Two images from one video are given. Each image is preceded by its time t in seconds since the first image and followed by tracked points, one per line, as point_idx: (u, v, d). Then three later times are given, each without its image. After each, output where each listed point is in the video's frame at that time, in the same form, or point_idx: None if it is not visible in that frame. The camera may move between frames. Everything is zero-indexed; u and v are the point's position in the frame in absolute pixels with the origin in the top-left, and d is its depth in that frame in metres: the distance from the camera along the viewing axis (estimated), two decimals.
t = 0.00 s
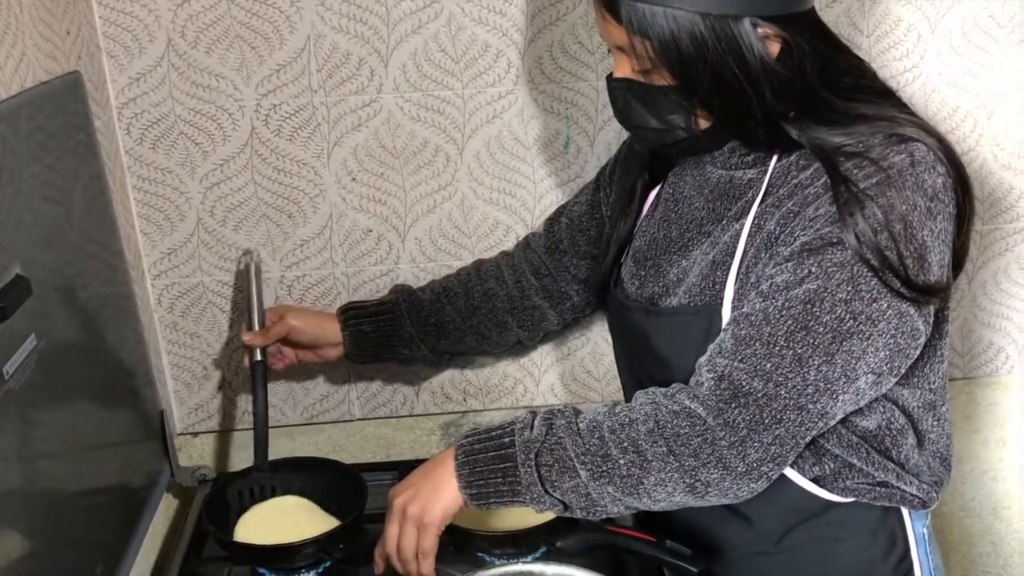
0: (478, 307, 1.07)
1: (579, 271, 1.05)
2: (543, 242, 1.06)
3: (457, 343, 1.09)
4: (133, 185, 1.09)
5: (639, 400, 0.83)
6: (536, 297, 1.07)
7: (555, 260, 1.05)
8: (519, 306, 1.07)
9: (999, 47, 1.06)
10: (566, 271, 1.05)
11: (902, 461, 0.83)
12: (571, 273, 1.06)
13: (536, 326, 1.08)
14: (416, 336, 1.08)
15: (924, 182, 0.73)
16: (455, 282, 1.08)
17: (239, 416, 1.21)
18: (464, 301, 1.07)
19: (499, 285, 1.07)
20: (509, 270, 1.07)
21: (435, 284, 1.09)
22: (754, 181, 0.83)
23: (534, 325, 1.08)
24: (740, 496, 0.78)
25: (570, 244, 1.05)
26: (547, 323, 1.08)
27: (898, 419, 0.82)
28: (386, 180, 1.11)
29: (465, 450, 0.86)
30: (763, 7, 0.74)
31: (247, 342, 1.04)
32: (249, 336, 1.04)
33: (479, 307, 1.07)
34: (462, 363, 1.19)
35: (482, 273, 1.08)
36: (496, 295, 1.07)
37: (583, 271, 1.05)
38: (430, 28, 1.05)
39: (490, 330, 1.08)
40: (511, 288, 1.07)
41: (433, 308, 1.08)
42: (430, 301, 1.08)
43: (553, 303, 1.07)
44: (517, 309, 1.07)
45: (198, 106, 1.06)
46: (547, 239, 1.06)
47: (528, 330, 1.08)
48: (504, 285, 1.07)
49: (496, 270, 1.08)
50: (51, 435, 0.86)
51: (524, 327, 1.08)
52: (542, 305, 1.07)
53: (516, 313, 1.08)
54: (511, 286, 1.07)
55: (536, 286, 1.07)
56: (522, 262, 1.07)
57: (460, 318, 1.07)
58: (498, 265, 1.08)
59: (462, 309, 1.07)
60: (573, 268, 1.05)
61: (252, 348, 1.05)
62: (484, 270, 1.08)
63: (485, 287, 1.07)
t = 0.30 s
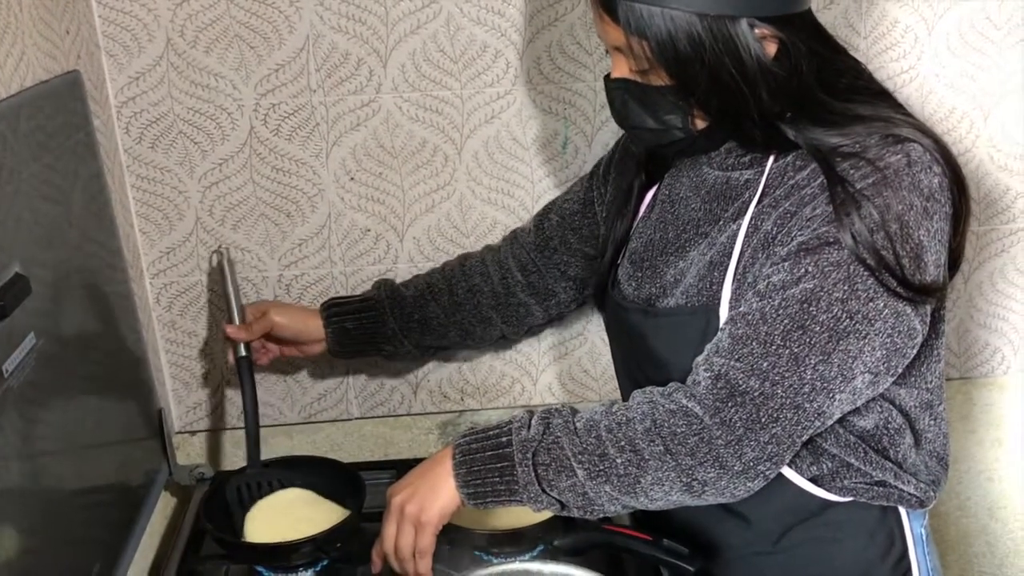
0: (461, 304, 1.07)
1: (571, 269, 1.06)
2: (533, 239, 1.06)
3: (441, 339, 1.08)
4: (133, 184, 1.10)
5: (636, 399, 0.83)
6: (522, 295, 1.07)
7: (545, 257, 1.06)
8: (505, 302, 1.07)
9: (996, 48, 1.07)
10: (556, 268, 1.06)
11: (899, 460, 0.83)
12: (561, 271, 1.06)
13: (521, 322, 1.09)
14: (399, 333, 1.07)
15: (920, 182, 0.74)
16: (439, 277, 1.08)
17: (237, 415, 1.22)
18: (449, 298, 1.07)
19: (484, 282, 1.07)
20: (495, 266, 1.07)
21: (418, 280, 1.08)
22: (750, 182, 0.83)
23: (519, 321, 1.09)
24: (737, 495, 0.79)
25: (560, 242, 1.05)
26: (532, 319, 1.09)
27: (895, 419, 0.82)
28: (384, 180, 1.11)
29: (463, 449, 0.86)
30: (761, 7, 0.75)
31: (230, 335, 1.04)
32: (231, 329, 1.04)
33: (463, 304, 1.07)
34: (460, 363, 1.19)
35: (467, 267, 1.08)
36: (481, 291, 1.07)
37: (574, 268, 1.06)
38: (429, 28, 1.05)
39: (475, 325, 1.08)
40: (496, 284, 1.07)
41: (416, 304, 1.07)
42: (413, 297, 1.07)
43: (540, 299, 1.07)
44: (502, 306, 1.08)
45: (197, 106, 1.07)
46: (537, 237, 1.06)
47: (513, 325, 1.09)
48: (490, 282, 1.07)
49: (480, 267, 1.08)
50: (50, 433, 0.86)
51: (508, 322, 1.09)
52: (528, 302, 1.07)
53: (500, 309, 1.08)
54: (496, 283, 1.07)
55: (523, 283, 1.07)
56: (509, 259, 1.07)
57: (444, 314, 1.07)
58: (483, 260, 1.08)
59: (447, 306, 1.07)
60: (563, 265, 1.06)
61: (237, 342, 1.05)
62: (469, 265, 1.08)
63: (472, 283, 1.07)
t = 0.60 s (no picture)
0: (456, 307, 1.07)
1: (567, 271, 1.06)
2: (529, 242, 1.06)
3: (437, 342, 1.09)
4: (133, 183, 1.10)
5: (635, 400, 0.83)
6: (517, 297, 1.07)
7: (542, 260, 1.06)
8: (500, 305, 1.07)
9: (995, 50, 1.07)
10: (552, 271, 1.06)
11: (897, 462, 0.83)
12: (557, 273, 1.06)
13: (517, 324, 1.09)
14: (394, 337, 1.08)
15: (918, 184, 0.74)
16: (434, 280, 1.08)
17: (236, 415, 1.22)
18: (445, 300, 1.07)
19: (480, 285, 1.07)
20: (491, 269, 1.07)
21: (414, 284, 1.08)
22: (749, 184, 0.83)
23: (514, 323, 1.09)
24: (736, 496, 0.79)
25: (557, 245, 1.05)
26: (528, 321, 1.09)
27: (894, 420, 0.82)
28: (385, 180, 1.11)
29: (463, 450, 0.86)
30: (760, 9, 0.75)
31: (228, 341, 1.05)
32: (229, 334, 1.05)
33: (458, 307, 1.07)
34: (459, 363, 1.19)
35: (462, 271, 1.08)
36: (477, 294, 1.07)
37: (570, 270, 1.06)
38: (429, 28, 1.05)
39: (470, 328, 1.08)
40: (492, 287, 1.07)
41: (412, 307, 1.07)
42: (409, 300, 1.07)
43: (535, 301, 1.07)
44: (497, 309, 1.08)
45: (198, 106, 1.07)
46: (533, 241, 1.06)
47: (508, 327, 1.09)
48: (485, 285, 1.07)
49: (476, 270, 1.08)
50: (50, 433, 0.87)
51: (504, 325, 1.09)
52: (524, 304, 1.07)
53: (496, 312, 1.08)
54: (492, 285, 1.07)
55: (519, 286, 1.07)
56: (505, 262, 1.07)
57: (440, 318, 1.07)
58: (478, 264, 1.08)
59: (442, 310, 1.07)
60: (559, 268, 1.06)
61: (234, 347, 1.06)
62: (465, 269, 1.08)
63: (468, 287, 1.07)
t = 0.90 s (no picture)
0: (450, 308, 1.07)
1: (558, 272, 1.05)
2: (521, 243, 1.06)
3: (430, 342, 1.09)
4: (125, 183, 1.09)
5: (629, 401, 0.83)
6: (509, 299, 1.07)
7: (533, 261, 1.05)
8: (492, 307, 1.07)
9: (989, 51, 1.07)
10: (544, 271, 1.05)
11: (891, 462, 0.83)
12: (548, 274, 1.05)
13: (508, 325, 1.08)
14: (387, 336, 1.08)
15: (911, 184, 0.74)
16: (427, 281, 1.08)
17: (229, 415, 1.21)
18: (438, 302, 1.07)
19: (473, 286, 1.07)
20: (484, 269, 1.07)
21: (407, 284, 1.08)
22: (742, 185, 0.83)
23: (506, 325, 1.08)
24: (730, 497, 0.79)
25: (549, 246, 1.05)
26: (519, 322, 1.08)
27: (887, 420, 0.82)
28: (378, 180, 1.11)
29: (456, 451, 0.86)
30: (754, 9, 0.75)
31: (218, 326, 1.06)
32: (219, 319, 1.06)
33: (452, 308, 1.07)
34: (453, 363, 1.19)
35: (455, 271, 1.08)
36: (470, 296, 1.07)
37: (562, 271, 1.05)
38: (423, 28, 1.05)
39: (462, 328, 1.08)
40: (484, 289, 1.07)
41: (405, 308, 1.07)
42: (402, 301, 1.07)
43: (526, 302, 1.07)
44: (490, 310, 1.07)
45: (190, 105, 1.06)
46: (525, 242, 1.06)
47: (500, 329, 1.08)
48: (477, 286, 1.07)
49: (469, 270, 1.07)
50: (40, 433, 0.86)
51: (496, 326, 1.08)
52: (515, 305, 1.07)
53: (488, 313, 1.07)
54: (484, 287, 1.07)
55: (511, 288, 1.06)
56: (496, 262, 1.06)
57: (433, 318, 1.07)
58: (471, 263, 1.07)
59: (436, 310, 1.07)
60: (551, 269, 1.05)
61: (223, 333, 1.07)
62: (457, 269, 1.08)
63: (461, 287, 1.07)
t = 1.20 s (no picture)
0: (445, 309, 1.07)
1: (556, 273, 1.05)
2: (518, 243, 1.06)
3: (426, 343, 1.08)
4: (124, 182, 1.09)
5: (630, 401, 0.83)
6: (506, 300, 1.07)
7: (531, 262, 1.05)
8: (489, 309, 1.07)
9: (989, 52, 1.07)
10: (542, 272, 1.05)
11: (891, 463, 0.83)
12: (546, 275, 1.05)
13: (505, 326, 1.08)
14: (382, 338, 1.07)
15: (913, 185, 0.74)
16: (422, 282, 1.07)
17: (227, 415, 1.21)
18: (433, 304, 1.07)
19: (469, 288, 1.07)
20: (481, 272, 1.07)
21: (401, 285, 1.08)
22: (743, 185, 0.83)
23: (503, 326, 1.08)
24: (731, 497, 0.79)
25: (546, 247, 1.05)
26: (516, 323, 1.08)
27: (887, 420, 0.82)
28: (377, 180, 1.11)
29: (457, 451, 0.86)
30: (755, 10, 0.75)
31: (211, 333, 1.04)
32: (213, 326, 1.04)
33: (448, 310, 1.07)
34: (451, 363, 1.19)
35: (451, 274, 1.07)
36: (465, 297, 1.07)
37: (560, 272, 1.05)
38: (422, 28, 1.05)
39: (458, 331, 1.08)
40: (480, 290, 1.07)
41: (400, 309, 1.07)
42: (397, 303, 1.07)
43: (523, 304, 1.07)
44: (486, 312, 1.07)
45: (189, 104, 1.06)
46: (523, 243, 1.06)
47: (496, 329, 1.08)
48: (473, 288, 1.07)
49: (465, 272, 1.07)
50: (39, 432, 0.86)
51: (493, 328, 1.08)
52: (513, 307, 1.07)
53: (484, 314, 1.07)
54: (481, 289, 1.07)
55: (508, 289, 1.06)
56: (493, 264, 1.07)
57: (428, 321, 1.07)
58: (466, 264, 1.08)
59: (431, 313, 1.07)
60: (549, 269, 1.05)
61: (217, 339, 1.05)
62: (453, 271, 1.08)
63: (457, 290, 1.07)
